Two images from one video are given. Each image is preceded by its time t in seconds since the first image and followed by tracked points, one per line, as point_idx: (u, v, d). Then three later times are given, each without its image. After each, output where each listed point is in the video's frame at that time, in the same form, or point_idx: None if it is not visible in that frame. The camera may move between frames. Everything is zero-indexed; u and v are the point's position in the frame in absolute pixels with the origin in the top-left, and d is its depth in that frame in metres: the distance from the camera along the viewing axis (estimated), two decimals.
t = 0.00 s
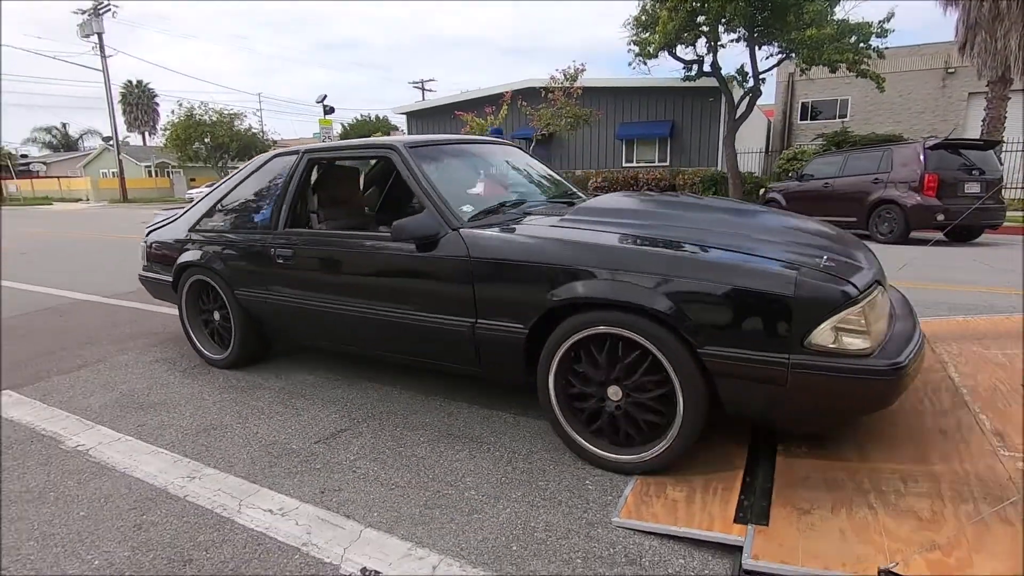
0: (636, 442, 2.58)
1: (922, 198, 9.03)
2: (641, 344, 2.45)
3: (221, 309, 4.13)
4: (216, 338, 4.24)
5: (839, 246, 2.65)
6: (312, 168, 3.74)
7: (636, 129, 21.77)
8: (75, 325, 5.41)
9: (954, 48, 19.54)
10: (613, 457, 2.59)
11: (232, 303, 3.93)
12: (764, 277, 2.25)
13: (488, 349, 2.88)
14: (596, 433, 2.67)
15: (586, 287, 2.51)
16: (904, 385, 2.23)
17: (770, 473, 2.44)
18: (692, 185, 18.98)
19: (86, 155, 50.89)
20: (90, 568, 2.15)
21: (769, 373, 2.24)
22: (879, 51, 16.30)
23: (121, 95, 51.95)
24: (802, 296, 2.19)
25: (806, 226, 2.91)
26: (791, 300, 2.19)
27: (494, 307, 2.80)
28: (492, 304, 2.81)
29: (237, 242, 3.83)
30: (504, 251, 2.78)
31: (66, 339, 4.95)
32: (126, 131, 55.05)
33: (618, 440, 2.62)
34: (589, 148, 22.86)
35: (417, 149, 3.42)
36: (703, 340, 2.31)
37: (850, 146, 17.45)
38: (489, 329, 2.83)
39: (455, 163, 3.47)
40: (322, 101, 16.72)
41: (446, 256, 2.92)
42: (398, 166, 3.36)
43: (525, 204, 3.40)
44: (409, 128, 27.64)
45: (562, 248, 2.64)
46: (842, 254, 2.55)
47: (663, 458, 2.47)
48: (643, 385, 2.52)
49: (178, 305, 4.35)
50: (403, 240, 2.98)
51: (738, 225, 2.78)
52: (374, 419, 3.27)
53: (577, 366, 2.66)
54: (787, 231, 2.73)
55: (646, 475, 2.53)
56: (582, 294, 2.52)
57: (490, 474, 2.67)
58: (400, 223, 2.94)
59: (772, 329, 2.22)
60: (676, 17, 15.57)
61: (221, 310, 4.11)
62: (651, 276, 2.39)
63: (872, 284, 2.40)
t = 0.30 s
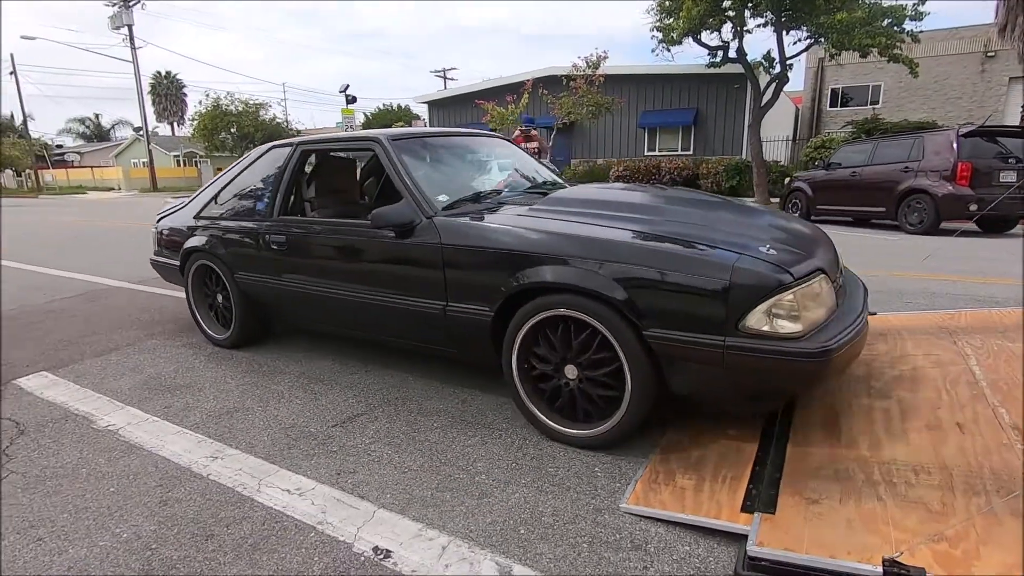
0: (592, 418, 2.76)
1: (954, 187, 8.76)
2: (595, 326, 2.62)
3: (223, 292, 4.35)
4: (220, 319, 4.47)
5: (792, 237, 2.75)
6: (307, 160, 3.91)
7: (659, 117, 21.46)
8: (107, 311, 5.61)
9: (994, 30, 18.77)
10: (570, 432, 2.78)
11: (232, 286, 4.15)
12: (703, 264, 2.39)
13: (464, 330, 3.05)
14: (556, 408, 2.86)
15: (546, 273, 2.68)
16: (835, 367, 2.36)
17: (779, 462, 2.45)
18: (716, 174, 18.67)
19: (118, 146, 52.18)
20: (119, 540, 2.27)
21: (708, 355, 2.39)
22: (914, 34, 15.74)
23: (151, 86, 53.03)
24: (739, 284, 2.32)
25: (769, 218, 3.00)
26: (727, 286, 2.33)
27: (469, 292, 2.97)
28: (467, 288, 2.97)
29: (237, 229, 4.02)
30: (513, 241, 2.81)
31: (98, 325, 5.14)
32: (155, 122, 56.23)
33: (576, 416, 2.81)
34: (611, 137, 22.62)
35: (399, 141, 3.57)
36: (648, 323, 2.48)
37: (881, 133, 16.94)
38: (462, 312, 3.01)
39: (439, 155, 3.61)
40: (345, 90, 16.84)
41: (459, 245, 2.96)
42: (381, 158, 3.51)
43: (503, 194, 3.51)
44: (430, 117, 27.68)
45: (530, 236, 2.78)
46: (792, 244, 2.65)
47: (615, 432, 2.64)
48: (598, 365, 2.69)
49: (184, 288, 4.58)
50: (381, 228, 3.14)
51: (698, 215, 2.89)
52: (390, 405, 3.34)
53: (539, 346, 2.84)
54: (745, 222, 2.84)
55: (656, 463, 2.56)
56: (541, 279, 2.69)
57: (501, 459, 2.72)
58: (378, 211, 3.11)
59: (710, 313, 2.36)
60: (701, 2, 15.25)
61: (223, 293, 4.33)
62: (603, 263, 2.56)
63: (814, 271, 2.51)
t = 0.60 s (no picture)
0: (558, 400, 2.88)
1: (987, 176, 8.52)
2: (559, 312, 2.72)
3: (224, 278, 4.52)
4: (223, 304, 4.65)
5: (758, 226, 2.80)
6: (300, 151, 4.02)
7: (680, 105, 21.11)
8: (130, 300, 5.74)
9: None
10: (538, 413, 2.90)
11: (231, 272, 4.31)
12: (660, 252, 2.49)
13: (443, 315, 3.17)
14: (525, 390, 2.98)
15: (514, 260, 2.79)
16: (787, 352, 2.44)
17: (796, 459, 2.39)
18: (738, 163, 18.33)
19: (144, 137, 53.12)
20: (138, 525, 2.32)
21: (665, 339, 2.48)
22: (948, 16, 15.17)
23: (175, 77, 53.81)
24: (696, 272, 2.41)
25: (740, 206, 3.04)
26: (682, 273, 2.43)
27: (446, 278, 3.08)
28: (445, 274, 3.07)
29: (235, 219, 4.16)
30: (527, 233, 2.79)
31: (122, 313, 5.26)
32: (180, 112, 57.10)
33: (543, 397, 2.92)
34: (631, 126, 22.34)
35: (383, 132, 3.64)
36: (608, 309, 2.57)
37: (912, 120, 16.43)
38: (440, 297, 3.12)
39: (423, 144, 3.69)
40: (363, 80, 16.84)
41: (473, 238, 2.93)
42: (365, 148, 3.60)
43: (484, 183, 3.57)
44: (448, 106, 27.61)
45: (513, 226, 2.85)
46: (755, 232, 2.71)
47: (580, 413, 2.76)
48: (563, 349, 2.79)
49: (189, 275, 4.77)
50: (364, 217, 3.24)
51: (666, 203, 2.96)
52: (403, 395, 3.36)
53: (508, 331, 2.95)
54: (712, 210, 2.89)
55: (670, 459, 2.52)
56: (509, 267, 2.80)
57: (513, 451, 2.71)
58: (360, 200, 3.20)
59: (666, 299, 2.46)
60: None
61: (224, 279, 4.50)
62: (565, 251, 2.66)
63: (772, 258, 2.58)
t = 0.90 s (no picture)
0: (538, 390, 2.92)
1: None
2: (537, 305, 2.76)
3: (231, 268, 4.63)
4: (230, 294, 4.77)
5: (738, 220, 2.79)
6: (301, 146, 4.12)
7: (708, 95, 20.63)
8: (156, 293, 5.83)
9: None
10: (518, 404, 2.95)
11: (235, 263, 4.42)
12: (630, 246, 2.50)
13: (426, 307, 3.22)
14: (506, 381, 3.03)
15: (491, 252, 2.83)
16: (756, 347, 2.44)
17: (825, 469, 2.27)
18: (768, 154, 17.84)
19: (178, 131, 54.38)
20: (151, 522, 2.32)
21: (634, 333, 2.50)
22: None
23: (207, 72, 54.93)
24: (668, 268, 2.42)
25: (725, 201, 3.01)
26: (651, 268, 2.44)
27: (429, 270, 3.13)
28: (427, 265, 3.13)
29: (240, 212, 4.27)
30: (540, 232, 2.71)
31: (147, 306, 5.34)
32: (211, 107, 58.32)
33: (522, 388, 2.97)
34: (657, 117, 21.95)
35: (376, 128, 3.71)
36: (582, 302, 2.60)
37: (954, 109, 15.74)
38: (422, 290, 3.17)
39: (416, 141, 3.75)
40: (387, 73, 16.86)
41: (487, 237, 2.85)
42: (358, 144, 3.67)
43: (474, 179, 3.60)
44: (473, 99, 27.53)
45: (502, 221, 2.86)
46: (732, 227, 2.70)
47: (557, 404, 2.81)
48: (542, 342, 2.83)
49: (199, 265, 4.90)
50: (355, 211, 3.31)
51: (647, 198, 2.96)
52: (417, 393, 3.31)
53: (489, 322, 3.00)
54: (693, 205, 2.88)
55: (690, 467, 2.42)
56: (487, 260, 2.85)
57: (527, 454, 2.64)
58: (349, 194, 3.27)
59: (638, 293, 2.47)
60: None
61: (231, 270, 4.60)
62: (540, 244, 2.69)
63: (746, 253, 2.57)
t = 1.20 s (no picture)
0: (533, 386, 2.96)
1: None
2: (531, 302, 2.79)
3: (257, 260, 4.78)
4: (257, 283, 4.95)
5: (734, 224, 2.75)
6: (320, 143, 4.21)
7: (756, 89, 19.92)
8: (198, 284, 6.01)
9: None
10: (514, 400, 2.99)
11: (260, 255, 4.57)
12: (617, 247, 2.51)
13: (429, 302, 3.29)
14: (503, 377, 3.08)
15: (488, 251, 2.88)
16: (742, 352, 2.41)
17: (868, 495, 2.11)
18: (819, 151, 17.09)
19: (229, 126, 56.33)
20: (176, 515, 2.36)
21: (620, 334, 2.50)
22: None
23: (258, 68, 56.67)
24: (654, 269, 2.41)
25: (729, 205, 2.98)
26: (637, 269, 2.44)
27: (432, 267, 3.19)
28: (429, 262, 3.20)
29: (263, 207, 4.41)
30: (563, 237, 2.64)
31: (189, 297, 5.51)
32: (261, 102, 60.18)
33: (518, 384, 3.01)
34: (701, 112, 21.37)
35: (387, 127, 3.78)
36: (572, 302, 2.61)
37: None
38: (424, 286, 3.24)
39: (427, 138, 3.80)
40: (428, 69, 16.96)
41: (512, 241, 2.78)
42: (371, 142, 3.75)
43: (482, 177, 3.64)
44: (513, 94, 27.45)
45: (499, 219, 2.89)
46: (726, 230, 2.67)
47: (551, 400, 2.83)
48: (537, 339, 2.86)
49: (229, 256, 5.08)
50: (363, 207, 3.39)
51: (645, 201, 2.95)
52: (442, 394, 3.28)
53: (487, 319, 3.05)
54: (689, 208, 2.86)
55: (720, 485, 2.30)
56: (482, 258, 2.90)
57: (550, 463, 2.57)
58: (359, 191, 3.35)
59: (623, 293, 2.47)
60: None
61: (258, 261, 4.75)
62: (531, 243, 2.71)
63: (740, 257, 2.54)
